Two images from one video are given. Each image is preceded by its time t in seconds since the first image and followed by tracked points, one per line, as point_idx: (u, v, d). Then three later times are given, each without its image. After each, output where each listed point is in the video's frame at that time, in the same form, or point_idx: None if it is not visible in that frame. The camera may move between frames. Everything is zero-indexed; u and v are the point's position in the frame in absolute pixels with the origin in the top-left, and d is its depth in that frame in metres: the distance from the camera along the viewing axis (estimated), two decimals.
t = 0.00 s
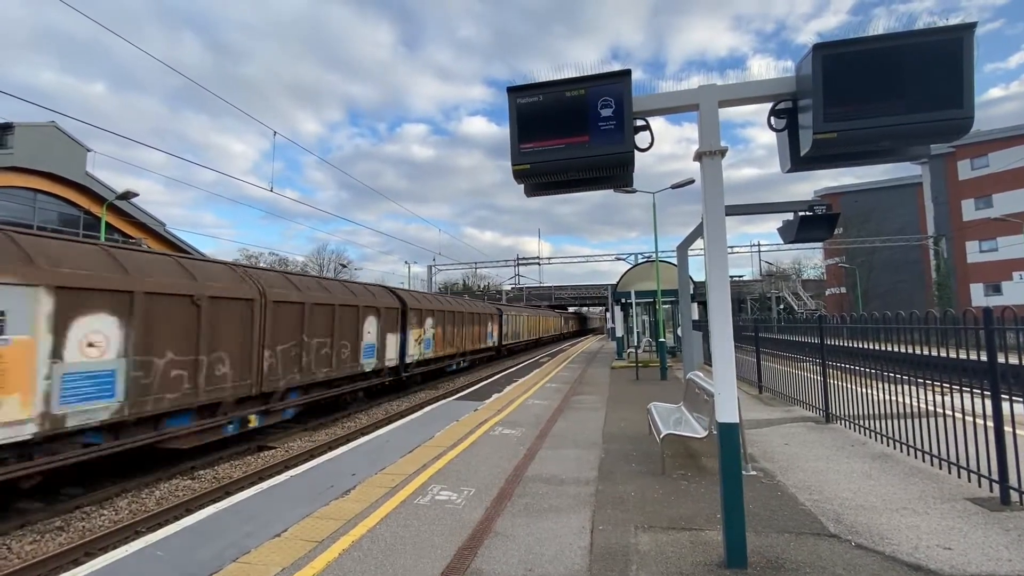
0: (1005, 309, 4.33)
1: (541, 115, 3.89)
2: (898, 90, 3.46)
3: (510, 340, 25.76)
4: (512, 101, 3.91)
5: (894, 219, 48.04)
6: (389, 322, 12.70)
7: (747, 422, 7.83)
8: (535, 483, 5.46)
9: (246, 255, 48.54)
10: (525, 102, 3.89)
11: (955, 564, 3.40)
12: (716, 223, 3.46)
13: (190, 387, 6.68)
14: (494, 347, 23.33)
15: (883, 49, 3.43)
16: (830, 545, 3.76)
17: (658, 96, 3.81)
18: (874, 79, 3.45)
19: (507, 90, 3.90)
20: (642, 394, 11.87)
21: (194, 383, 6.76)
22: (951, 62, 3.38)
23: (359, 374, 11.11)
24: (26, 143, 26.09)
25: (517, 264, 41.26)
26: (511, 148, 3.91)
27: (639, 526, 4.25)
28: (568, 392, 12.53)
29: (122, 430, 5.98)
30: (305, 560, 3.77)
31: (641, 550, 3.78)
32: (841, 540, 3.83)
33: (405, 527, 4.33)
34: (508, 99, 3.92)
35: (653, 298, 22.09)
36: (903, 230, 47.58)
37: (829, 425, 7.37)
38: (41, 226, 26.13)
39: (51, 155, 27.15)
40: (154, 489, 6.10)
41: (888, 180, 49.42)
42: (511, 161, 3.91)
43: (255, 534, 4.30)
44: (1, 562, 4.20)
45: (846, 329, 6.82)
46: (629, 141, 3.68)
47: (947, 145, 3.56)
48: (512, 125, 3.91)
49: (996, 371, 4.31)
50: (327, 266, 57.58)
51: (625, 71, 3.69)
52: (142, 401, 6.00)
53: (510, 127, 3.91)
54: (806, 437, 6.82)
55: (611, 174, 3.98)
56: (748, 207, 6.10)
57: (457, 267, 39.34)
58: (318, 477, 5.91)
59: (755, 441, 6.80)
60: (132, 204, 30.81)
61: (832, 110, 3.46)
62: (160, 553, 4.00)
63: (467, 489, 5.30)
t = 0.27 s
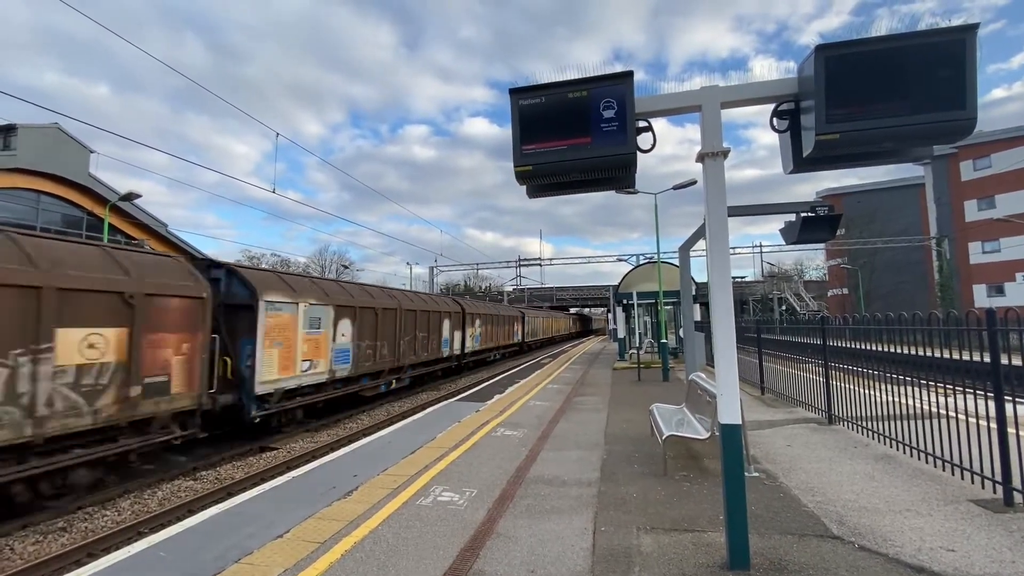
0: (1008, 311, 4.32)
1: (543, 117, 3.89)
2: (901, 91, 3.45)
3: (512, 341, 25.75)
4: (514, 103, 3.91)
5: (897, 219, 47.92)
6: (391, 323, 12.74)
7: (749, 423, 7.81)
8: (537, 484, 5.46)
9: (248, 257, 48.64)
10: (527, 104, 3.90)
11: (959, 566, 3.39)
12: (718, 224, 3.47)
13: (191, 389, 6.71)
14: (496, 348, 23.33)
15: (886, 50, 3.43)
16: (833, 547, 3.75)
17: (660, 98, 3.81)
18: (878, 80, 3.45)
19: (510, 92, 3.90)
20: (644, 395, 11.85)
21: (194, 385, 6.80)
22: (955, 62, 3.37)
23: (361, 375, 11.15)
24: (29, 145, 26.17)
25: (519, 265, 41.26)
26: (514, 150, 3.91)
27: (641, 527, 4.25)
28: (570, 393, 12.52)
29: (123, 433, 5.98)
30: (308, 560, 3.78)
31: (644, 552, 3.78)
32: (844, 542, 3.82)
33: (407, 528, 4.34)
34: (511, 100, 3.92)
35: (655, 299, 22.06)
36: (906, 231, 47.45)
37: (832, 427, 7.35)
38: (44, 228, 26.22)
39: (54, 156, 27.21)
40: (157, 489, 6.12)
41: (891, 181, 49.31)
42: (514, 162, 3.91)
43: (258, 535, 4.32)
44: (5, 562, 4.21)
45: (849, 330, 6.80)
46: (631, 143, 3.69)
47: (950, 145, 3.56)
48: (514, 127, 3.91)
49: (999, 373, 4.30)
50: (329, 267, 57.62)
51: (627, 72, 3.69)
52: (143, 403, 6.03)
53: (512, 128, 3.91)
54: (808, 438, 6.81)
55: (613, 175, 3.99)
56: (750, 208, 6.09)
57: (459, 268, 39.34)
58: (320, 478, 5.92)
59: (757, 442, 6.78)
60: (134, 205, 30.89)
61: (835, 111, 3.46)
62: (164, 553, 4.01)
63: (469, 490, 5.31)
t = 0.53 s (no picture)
0: (1013, 312, 4.30)
1: (546, 118, 3.89)
2: (904, 92, 3.45)
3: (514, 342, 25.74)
4: (517, 103, 3.91)
5: (900, 220, 47.79)
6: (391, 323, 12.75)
7: (752, 425, 7.80)
8: (539, 485, 5.45)
9: (251, 257, 48.72)
10: (530, 105, 3.90)
11: (963, 568, 3.38)
12: (721, 225, 3.46)
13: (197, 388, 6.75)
14: (498, 349, 23.32)
15: (889, 52, 3.42)
16: (837, 549, 3.74)
17: (663, 99, 3.80)
18: (881, 81, 3.45)
19: (512, 93, 3.90)
20: (646, 396, 11.83)
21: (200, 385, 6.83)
22: (959, 63, 3.36)
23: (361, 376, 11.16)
24: (32, 145, 26.26)
25: (521, 266, 41.25)
26: (517, 151, 3.91)
27: (644, 528, 4.24)
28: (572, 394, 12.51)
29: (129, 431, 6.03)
30: (310, 561, 3.78)
31: (646, 553, 3.77)
32: (848, 544, 3.81)
33: (410, 529, 4.34)
34: (513, 101, 3.92)
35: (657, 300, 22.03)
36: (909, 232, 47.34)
37: (835, 428, 7.33)
38: (48, 229, 26.31)
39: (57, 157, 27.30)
40: (160, 489, 6.13)
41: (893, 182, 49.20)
42: (517, 163, 3.92)
43: (261, 536, 4.32)
44: (8, 562, 4.22)
45: (852, 331, 6.79)
46: (634, 143, 3.69)
47: (953, 147, 3.55)
48: (517, 128, 3.91)
49: (1003, 375, 4.29)
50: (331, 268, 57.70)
51: (630, 73, 3.69)
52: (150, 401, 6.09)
53: (515, 129, 3.92)
54: (811, 440, 6.79)
55: (616, 176, 3.99)
56: (752, 209, 6.08)
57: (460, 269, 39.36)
58: (323, 479, 5.92)
59: (760, 444, 6.77)
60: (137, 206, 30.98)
61: (838, 112, 3.45)
62: (167, 553, 4.02)
63: (471, 491, 5.30)
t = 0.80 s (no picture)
0: (1016, 313, 4.27)
1: (548, 119, 3.89)
2: (909, 93, 3.43)
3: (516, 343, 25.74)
4: (520, 104, 3.90)
5: (902, 221, 47.68)
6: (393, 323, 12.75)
7: (754, 426, 7.78)
8: (541, 486, 5.44)
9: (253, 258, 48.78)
10: (532, 106, 3.90)
11: (966, 570, 3.37)
12: (724, 226, 3.46)
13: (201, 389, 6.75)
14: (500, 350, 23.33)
15: (892, 53, 3.41)
16: (840, 550, 3.73)
17: (666, 100, 3.80)
18: (884, 82, 3.44)
19: (514, 93, 3.90)
20: (648, 397, 11.82)
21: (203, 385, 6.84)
22: (963, 64, 3.35)
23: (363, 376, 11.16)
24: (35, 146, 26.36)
25: (523, 267, 41.26)
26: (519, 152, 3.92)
27: (646, 530, 4.23)
28: (574, 394, 12.50)
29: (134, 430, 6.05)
30: (312, 561, 3.79)
31: (649, 555, 3.76)
32: (851, 546, 3.80)
33: (411, 529, 4.34)
34: (515, 102, 3.92)
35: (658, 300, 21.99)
36: (912, 233, 47.21)
37: (837, 429, 7.31)
38: (51, 229, 26.42)
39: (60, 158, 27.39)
40: (162, 490, 6.14)
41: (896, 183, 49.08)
42: (519, 164, 3.92)
43: (263, 536, 4.32)
44: (11, 562, 4.23)
45: (854, 332, 6.77)
46: (636, 144, 3.68)
47: (957, 147, 3.54)
48: (519, 128, 3.92)
49: (1007, 376, 4.27)
50: (333, 269, 57.80)
51: (633, 74, 3.68)
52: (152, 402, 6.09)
53: (518, 130, 3.92)
54: (814, 441, 6.77)
55: (619, 177, 3.99)
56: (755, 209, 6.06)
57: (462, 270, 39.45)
58: (325, 479, 5.93)
59: (762, 445, 6.75)
60: (140, 207, 31.08)
61: (842, 113, 3.44)
62: (169, 554, 4.02)
63: (473, 492, 5.30)
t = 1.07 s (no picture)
0: (1019, 315, 4.27)
1: (550, 119, 3.89)
2: (910, 93, 3.43)
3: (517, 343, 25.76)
4: (521, 104, 3.91)
5: (905, 222, 47.59)
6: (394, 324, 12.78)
7: (756, 427, 7.77)
8: (542, 486, 5.44)
9: (255, 258, 48.84)
10: (534, 106, 3.90)
11: (968, 572, 3.36)
12: (726, 226, 3.45)
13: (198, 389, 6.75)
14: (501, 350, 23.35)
15: (894, 53, 3.41)
16: (842, 552, 3.72)
17: (668, 100, 3.80)
18: (886, 82, 3.43)
19: (516, 93, 3.90)
20: (650, 397, 11.82)
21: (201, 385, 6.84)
22: (965, 65, 3.35)
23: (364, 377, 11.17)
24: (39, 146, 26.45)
25: (524, 267, 41.29)
26: (521, 152, 3.92)
27: (648, 530, 4.23)
28: (575, 395, 12.50)
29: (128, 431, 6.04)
30: (314, 561, 3.79)
31: (650, 556, 3.76)
32: (852, 547, 3.79)
33: (413, 530, 4.34)
34: (517, 102, 3.92)
35: (660, 301, 21.98)
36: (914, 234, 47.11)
37: (839, 431, 7.30)
38: (55, 229, 26.51)
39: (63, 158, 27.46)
40: (164, 489, 6.14)
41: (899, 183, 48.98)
42: (521, 164, 3.93)
43: (265, 536, 4.32)
44: (12, 561, 4.23)
45: (856, 333, 6.76)
46: (638, 144, 3.68)
47: (959, 148, 3.53)
48: (521, 128, 3.92)
49: (1009, 378, 4.26)
50: (335, 269, 57.90)
51: (635, 74, 3.68)
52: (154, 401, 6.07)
53: (519, 130, 3.92)
54: (816, 442, 6.76)
55: (620, 177, 3.98)
56: (756, 210, 6.06)
57: (464, 270, 39.48)
58: (326, 479, 5.93)
59: (764, 446, 6.74)
60: (143, 207, 31.17)
61: (844, 113, 3.43)
62: (171, 553, 4.02)
63: (474, 492, 5.30)
